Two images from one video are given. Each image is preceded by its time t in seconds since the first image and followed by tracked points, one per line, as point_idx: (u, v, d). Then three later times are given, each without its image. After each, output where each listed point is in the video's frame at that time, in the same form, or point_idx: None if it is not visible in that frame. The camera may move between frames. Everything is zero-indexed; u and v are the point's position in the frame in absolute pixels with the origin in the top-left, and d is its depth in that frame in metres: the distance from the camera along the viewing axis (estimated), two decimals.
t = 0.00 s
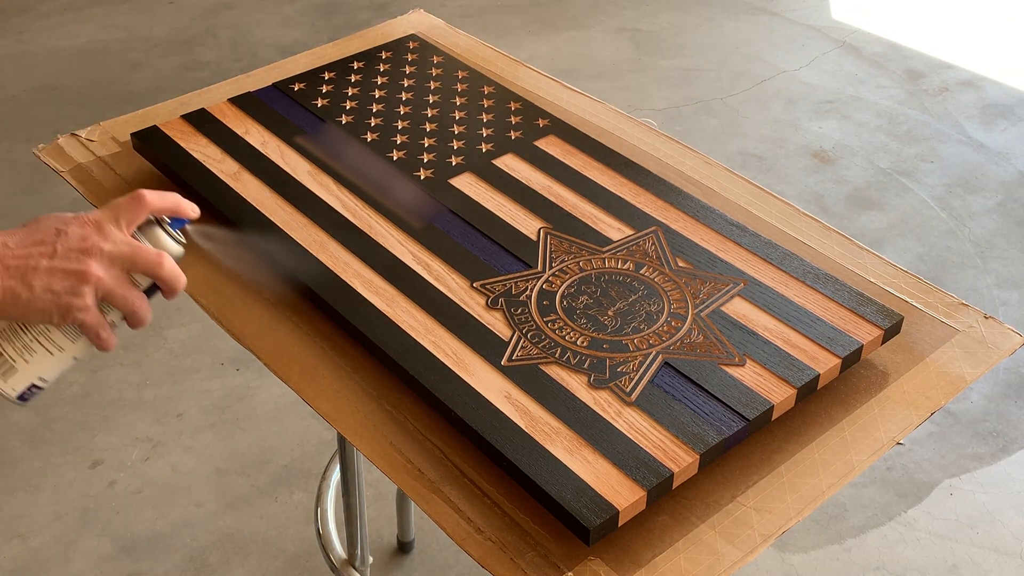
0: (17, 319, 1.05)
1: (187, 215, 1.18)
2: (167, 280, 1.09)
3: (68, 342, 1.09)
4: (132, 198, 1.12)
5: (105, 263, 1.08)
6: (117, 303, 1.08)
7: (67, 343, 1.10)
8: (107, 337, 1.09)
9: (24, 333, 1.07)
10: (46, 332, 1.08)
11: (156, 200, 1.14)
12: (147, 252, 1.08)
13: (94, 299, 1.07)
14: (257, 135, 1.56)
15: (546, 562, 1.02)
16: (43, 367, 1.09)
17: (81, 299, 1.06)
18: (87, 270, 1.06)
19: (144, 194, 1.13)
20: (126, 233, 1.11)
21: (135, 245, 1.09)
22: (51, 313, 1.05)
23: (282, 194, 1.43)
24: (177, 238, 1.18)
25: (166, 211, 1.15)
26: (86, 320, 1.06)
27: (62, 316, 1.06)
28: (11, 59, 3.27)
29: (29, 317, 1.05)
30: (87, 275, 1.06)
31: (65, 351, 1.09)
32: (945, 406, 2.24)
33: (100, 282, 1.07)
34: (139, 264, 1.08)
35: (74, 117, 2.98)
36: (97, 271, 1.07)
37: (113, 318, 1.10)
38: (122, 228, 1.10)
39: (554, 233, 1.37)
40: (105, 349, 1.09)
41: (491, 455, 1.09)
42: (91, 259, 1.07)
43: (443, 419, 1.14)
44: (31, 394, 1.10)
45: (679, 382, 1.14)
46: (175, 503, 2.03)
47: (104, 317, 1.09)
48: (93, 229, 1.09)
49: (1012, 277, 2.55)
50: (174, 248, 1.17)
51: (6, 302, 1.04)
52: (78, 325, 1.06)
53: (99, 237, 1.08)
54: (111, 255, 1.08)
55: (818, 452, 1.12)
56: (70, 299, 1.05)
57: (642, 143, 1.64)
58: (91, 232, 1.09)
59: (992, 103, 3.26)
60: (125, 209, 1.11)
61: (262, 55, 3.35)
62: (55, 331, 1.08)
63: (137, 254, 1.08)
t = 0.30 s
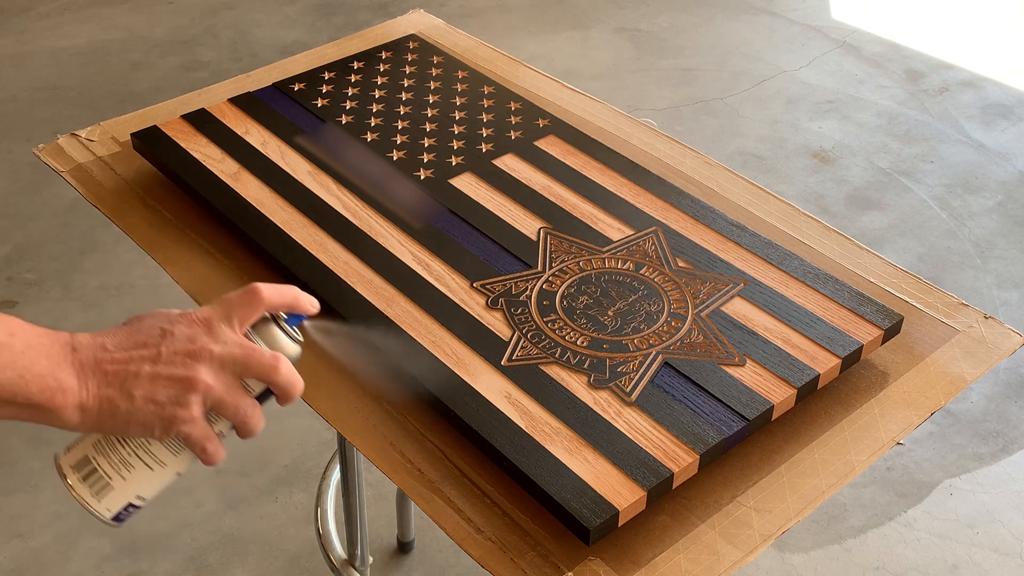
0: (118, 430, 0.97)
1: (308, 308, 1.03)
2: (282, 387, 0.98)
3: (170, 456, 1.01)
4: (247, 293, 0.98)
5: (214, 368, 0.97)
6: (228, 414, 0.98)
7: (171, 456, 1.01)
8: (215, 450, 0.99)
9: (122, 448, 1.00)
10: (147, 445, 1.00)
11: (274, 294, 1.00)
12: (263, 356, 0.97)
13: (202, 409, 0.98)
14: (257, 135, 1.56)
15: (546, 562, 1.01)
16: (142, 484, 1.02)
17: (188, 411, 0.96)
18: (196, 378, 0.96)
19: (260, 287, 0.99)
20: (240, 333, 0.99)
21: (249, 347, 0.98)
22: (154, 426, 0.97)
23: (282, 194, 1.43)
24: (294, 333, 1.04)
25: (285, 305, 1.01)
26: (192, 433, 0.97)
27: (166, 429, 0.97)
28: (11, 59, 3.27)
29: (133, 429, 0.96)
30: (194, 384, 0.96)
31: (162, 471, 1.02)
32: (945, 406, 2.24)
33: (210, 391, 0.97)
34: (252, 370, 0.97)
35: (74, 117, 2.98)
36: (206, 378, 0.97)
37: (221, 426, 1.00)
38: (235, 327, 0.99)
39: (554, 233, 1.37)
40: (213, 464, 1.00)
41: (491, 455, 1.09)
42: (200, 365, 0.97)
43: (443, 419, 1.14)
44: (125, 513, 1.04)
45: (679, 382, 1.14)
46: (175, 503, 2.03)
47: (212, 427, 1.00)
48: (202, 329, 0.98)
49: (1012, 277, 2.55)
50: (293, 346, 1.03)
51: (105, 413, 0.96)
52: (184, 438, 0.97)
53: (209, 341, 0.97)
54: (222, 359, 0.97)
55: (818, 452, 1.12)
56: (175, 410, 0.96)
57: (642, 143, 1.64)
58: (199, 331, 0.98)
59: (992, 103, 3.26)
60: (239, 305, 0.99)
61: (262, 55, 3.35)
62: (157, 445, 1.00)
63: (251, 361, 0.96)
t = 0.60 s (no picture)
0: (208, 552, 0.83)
1: (429, 418, 0.86)
2: (395, 511, 0.81)
3: None
4: (359, 401, 0.83)
5: (320, 485, 0.82)
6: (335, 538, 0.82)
7: None
8: None
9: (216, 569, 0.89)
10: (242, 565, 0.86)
11: (389, 402, 0.83)
12: (375, 472, 0.81)
13: (305, 532, 0.82)
14: (257, 135, 1.56)
15: (546, 562, 1.02)
16: None
17: (288, 534, 0.81)
18: (300, 497, 0.81)
19: (375, 394, 0.83)
20: (351, 446, 0.83)
21: (361, 462, 0.81)
22: (249, 550, 0.81)
23: (282, 194, 1.43)
24: (411, 446, 0.87)
25: (400, 416, 0.84)
26: (291, 558, 0.81)
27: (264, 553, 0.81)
28: (11, 59, 3.27)
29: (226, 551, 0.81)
30: (297, 504, 0.81)
31: None
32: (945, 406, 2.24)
33: (314, 512, 0.81)
34: (363, 489, 0.80)
35: (75, 117, 2.98)
36: (310, 497, 0.81)
37: (324, 549, 0.85)
38: (345, 438, 0.83)
39: (554, 233, 1.37)
40: None
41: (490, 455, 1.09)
42: (304, 481, 0.81)
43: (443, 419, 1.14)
44: None
45: (679, 382, 1.14)
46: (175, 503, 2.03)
47: (315, 550, 0.84)
48: (310, 439, 0.83)
49: (1012, 277, 2.55)
50: (408, 461, 0.86)
51: (196, 533, 0.81)
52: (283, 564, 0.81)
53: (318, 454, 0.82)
54: (329, 475, 0.81)
55: (818, 452, 1.12)
56: (274, 533, 0.81)
57: (642, 143, 1.64)
58: (307, 442, 0.83)
59: (992, 103, 3.26)
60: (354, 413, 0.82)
61: (262, 55, 3.35)
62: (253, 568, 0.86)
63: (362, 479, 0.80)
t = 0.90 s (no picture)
0: None
1: (494, 492, 0.88)
2: None
3: None
4: (422, 471, 0.85)
5: (371, 558, 0.85)
6: None
7: None
8: None
9: None
10: None
11: (454, 472, 0.86)
12: (429, 547, 0.83)
13: None
14: (257, 135, 1.56)
15: (545, 562, 1.01)
16: None
17: None
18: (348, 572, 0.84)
19: (438, 462, 0.85)
20: (409, 518, 0.86)
21: (415, 537, 0.85)
22: None
23: (282, 194, 1.43)
24: (474, 522, 0.93)
25: (466, 488, 0.87)
26: None
27: None
28: (11, 59, 3.26)
29: None
30: None
31: None
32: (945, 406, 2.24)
33: None
34: (415, 568, 0.83)
35: (74, 117, 2.98)
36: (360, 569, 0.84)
37: None
38: (402, 511, 0.86)
39: (554, 233, 1.37)
40: None
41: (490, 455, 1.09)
42: (354, 553, 0.85)
43: (444, 420, 1.14)
44: None
45: (679, 382, 1.14)
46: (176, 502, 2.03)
47: None
48: (365, 510, 0.87)
49: (1012, 277, 2.54)
50: (472, 538, 0.93)
51: None
52: None
53: (369, 526, 0.86)
54: (380, 548, 0.85)
55: (818, 452, 1.12)
56: None
57: (642, 143, 1.64)
58: (360, 513, 0.87)
59: (992, 103, 3.26)
60: (412, 485, 0.86)
61: (263, 55, 3.35)
62: None
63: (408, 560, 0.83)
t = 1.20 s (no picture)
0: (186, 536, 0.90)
1: (385, 397, 0.96)
2: (357, 482, 0.90)
3: (242, 562, 0.93)
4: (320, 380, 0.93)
5: (287, 462, 0.90)
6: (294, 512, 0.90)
7: (240, 560, 0.93)
8: (288, 552, 0.90)
9: (189, 551, 0.93)
10: (215, 548, 0.93)
11: (349, 379, 0.93)
12: (340, 446, 0.89)
13: (274, 508, 0.89)
14: (257, 135, 1.56)
15: (545, 562, 1.01)
16: None
17: (259, 509, 0.88)
18: (267, 474, 0.89)
19: (334, 372, 0.93)
20: (314, 424, 0.92)
21: (325, 438, 0.91)
22: (223, 528, 0.89)
23: (282, 194, 1.43)
24: (372, 424, 0.96)
25: (361, 394, 0.94)
26: (264, 534, 0.89)
27: (237, 531, 0.89)
28: (11, 59, 3.26)
29: (200, 531, 0.89)
30: (267, 479, 0.89)
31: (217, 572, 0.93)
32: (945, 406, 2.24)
33: (283, 488, 0.89)
34: (329, 464, 0.89)
35: (74, 117, 2.98)
36: (279, 473, 0.89)
37: (295, 527, 0.92)
38: (307, 417, 0.92)
39: (554, 233, 1.37)
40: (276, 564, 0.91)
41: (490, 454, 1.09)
42: (271, 459, 0.90)
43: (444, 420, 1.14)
44: None
45: (679, 382, 1.14)
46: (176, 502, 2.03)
47: (285, 527, 0.91)
48: (274, 420, 0.92)
49: (1012, 277, 2.55)
50: (369, 438, 0.95)
51: (171, 516, 0.88)
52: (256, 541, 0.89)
53: (280, 431, 0.91)
54: (295, 453, 0.90)
55: (818, 452, 1.12)
56: (246, 510, 0.88)
57: (642, 143, 1.64)
58: (270, 423, 0.92)
59: (992, 103, 3.26)
60: (313, 394, 0.93)
61: (262, 55, 3.35)
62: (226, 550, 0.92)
63: (322, 454, 0.89)
